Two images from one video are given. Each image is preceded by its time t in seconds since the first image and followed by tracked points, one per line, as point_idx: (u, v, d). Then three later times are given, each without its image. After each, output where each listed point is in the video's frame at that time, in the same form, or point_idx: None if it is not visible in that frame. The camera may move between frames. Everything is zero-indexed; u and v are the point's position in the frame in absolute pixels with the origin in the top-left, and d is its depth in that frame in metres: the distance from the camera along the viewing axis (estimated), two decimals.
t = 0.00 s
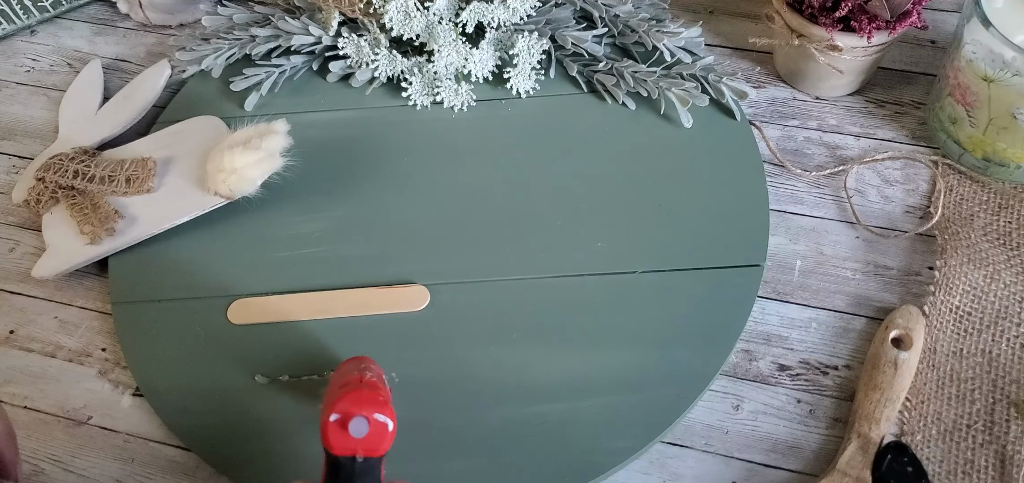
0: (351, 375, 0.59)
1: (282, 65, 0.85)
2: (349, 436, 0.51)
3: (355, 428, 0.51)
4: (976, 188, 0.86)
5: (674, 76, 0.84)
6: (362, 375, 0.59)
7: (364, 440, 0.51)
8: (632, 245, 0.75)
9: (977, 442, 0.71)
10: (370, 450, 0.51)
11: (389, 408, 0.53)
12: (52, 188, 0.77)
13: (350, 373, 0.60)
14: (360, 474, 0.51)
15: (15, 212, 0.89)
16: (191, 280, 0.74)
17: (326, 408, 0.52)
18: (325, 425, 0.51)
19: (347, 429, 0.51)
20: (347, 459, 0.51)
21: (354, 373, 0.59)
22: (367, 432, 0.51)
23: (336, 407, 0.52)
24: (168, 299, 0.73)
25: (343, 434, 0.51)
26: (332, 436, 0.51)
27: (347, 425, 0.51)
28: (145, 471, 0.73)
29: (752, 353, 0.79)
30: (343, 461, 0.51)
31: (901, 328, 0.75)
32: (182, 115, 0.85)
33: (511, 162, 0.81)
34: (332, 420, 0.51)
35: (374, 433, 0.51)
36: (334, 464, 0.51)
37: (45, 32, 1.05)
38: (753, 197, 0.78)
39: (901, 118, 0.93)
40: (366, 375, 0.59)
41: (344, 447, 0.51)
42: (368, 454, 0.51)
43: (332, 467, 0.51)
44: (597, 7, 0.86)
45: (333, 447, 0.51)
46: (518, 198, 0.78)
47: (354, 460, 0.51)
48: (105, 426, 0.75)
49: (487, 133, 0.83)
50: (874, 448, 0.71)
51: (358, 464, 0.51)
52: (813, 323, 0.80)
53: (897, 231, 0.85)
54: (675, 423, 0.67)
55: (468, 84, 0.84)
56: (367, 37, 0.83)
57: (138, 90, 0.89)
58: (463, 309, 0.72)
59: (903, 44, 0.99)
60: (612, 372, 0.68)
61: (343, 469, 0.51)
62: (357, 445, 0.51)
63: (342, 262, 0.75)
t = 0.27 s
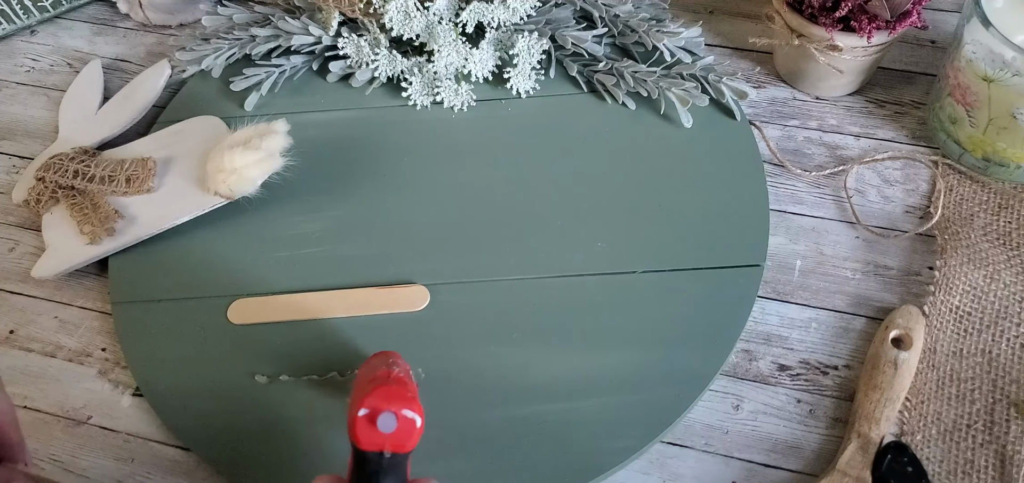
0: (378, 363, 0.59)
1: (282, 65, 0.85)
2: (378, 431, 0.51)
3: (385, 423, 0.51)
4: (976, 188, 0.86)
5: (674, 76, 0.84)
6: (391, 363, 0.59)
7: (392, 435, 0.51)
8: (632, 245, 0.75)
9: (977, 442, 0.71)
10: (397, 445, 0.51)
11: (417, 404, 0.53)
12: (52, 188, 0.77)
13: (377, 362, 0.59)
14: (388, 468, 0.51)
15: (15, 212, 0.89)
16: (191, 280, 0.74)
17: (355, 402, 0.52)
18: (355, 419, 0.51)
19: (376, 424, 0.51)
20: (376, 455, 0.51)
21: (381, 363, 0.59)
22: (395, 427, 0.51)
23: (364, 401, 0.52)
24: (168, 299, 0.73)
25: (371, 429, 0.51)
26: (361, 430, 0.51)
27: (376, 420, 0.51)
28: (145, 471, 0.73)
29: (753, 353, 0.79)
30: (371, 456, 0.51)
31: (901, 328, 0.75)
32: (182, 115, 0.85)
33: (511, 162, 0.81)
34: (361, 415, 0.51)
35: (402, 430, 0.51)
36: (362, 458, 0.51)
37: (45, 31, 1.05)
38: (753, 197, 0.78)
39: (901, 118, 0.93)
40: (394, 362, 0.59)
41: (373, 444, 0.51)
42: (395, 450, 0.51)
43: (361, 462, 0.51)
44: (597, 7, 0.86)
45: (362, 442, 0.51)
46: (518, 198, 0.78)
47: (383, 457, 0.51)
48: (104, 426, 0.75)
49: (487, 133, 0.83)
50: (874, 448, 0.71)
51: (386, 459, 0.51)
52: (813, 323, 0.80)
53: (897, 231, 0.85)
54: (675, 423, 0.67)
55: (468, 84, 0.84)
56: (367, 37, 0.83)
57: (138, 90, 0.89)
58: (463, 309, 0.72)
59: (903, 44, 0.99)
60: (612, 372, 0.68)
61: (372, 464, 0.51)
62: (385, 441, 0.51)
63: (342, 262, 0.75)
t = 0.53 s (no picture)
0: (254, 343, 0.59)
1: (282, 65, 0.85)
2: (315, 313, 0.51)
3: (320, 304, 0.51)
4: (976, 188, 0.86)
5: (674, 76, 0.83)
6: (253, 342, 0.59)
7: (330, 315, 0.52)
8: (632, 245, 0.75)
9: (977, 442, 0.71)
10: (335, 327, 0.52)
11: (349, 287, 0.53)
12: (52, 188, 0.77)
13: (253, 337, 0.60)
14: (328, 348, 0.52)
15: (15, 212, 0.89)
16: (191, 281, 0.74)
17: (289, 291, 0.52)
18: (288, 305, 0.51)
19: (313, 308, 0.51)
20: (315, 337, 0.51)
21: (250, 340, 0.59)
22: (331, 308, 0.52)
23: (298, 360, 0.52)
24: (168, 299, 0.73)
25: (309, 313, 0.51)
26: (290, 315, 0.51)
27: (310, 303, 0.51)
28: (146, 471, 0.73)
29: (752, 353, 0.79)
30: (311, 340, 0.51)
31: (901, 328, 0.75)
32: (182, 115, 0.85)
33: (511, 162, 0.81)
34: (298, 301, 0.51)
35: (338, 309, 0.52)
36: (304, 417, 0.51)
37: (45, 31, 1.05)
38: (753, 198, 0.78)
39: (901, 118, 0.93)
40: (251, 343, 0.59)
41: (310, 372, 0.51)
42: (335, 332, 0.52)
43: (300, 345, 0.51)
44: (597, 7, 0.86)
45: (299, 324, 0.51)
46: (518, 198, 0.78)
47: (321, 363, 0.51)
48: (105, 426, 0.75)
49: (487, 133, 0.83)
50: (874, 448, 0.71)
51: (325, 342, 0.51)
52: (813, 323, 0.80)
53: (897, 231, 0.85)
54: (675, 423, 0.67)
55: (468, 84, 0.84)
56: (367, 37, 0.83)
57: (138, 90, 0.89)
58: (463, 309, 0.72)
59: (903, 44, 0.99)
60: (612, 372, 0.68)
61: (310, 347, 0.51)
62: (323, 322, 0.51)
63: (342, 262, 0.75)
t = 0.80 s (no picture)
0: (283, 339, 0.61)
1: (282, 65, 0.85)
2: (337, 317, 0.52)
3: (342, 309, 0.52)
4: (976, 188, 0.86)
5: (674, 76, 0.84)
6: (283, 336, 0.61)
7: (351, 320, 0.53)
8: (632, 245, 0.75)
9: (977, 442, 0.71)
10: (357, 332, 0.53)
11: (372, 292, 0.54)
12: (52, 188, 0.77)
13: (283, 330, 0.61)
14: (348, 354, 0.53)
15: (15, 212, 0.89)
16: (191, 281, 0.74)
17: (312, 294, 0.54)
18: (310, 309, 0.52)
19: (336, 312, 0.52)
20: (336, 342, 0.52)
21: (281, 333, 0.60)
22: (353, 313, 0.53)
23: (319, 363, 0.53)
24: (168, 299, 0.73)
25: (331, 317, 0.52)
26: (311, 318, 0.52)
27: (332, 308, 0.52)
28: (146, 471, 0.73)
29: (753, 353, 0.79)
30: (332, 344, 0.52)
31: (901, 328, 0.75)
32: (182, 115, 0.85)
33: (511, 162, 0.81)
34: (321, 305, 0.52)
35: (359, 314, 0.53)
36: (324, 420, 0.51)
37: (45, 31, 1.05)
38: (753, 198, 0.78)
39: (901, 118, 0.93)
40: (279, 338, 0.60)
41: (330, 376, 0.52)
42: (355, 336, 0.53)
43: (320, 350, 0.52)
44: (597, 7, 0.86)
45: (321, 329, 0.52)
46: (518, 198, 0.78)
47: (340, 369, 0.52)
48: (105, 426, 0.75)
49: (487, 134, 0.83)
50: (874, 448, 0.71)
51: (346, 347, 0.52)
52: (813, 323, 0.80)
53: (897, 231, 0.85)
54: (675, 423, 0.67)
55: (468, 84, 0.84)
56: (367, 37, 0.83)
57: (138, 90, 0.89)
58: (463, 309, 0.72)
59: (903, 44, 0.99)
60: (612, 372, 0.68)
61: (330, 353, 0.52)
62: (345, 328, 0.52)
63: (342, 262, 0.75)
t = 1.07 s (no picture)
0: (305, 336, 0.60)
1: (282, 65, 0.85)
2: (353, 318, 0.51)
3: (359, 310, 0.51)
4: (976, 187, 0.86)
5: (674, 76, 0.84)
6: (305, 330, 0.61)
7: (368, 322, 0.52)
8: (632, 245, 0.75)
9: (977, 442, 0.71)
10: (373, 334, 0.52)
11: (389, 293, 0.53)
12: (52, 188, 0.77)
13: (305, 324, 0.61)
14: (363, 355, 0.52)
15: (15, 212, 0.89)
16: (191, 281, 0.74)
17: (329, 294, 0.53)
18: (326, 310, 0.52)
19: (352, 313, 0.51)
20: (352, 343, 0.51)
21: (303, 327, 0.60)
22: (370, 315, 0.52)
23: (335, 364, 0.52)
24: (168, 299, 0.73)
25: (347, 319, 0.51)
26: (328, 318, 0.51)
27: (349, 309, 0.51)
28: (146, 471, 0.73)
29: (753, 353, 0.79)
30: (348, 345, 0.51)
31: (901, 328, 0.75)
32: (182, 115, 0.85)
33: (511, 163, 0.81)
34: (337, 305, 0.51)
35: (376, 316, 0.52)
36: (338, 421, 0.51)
37: (45, 31, 1.05)
38: (753, 198, 0.78)
39: (901, 118, 0.93)
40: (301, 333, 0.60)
41: (345, 378, 0.51)
42: (372, 338, 0.52)
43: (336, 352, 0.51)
44: (597, 7, 0.86)
45: (337, 331, 0.51)
46: (518, 198, 0.78)
47: (355, 370, 0.51)
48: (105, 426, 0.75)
49: (487, 134, 0.83)
50: (874, 448, 0.71)
51: (361, 349, 0.51)
52: (813, 323, 0.80)
53: (897, 231, 0.85)
54: (675, 423, 0.67)
55: (468, 84, 0.84)
56: (367, 37, 0.83)
57: (138, 90, 0.89)
58: (463, 309, 0.72)
59: (903, 44, 0.99)
60: (612, 372, 0.68)
61: (345, 354, 0.51)
62: (361, 329, 0.51)
63: (342, 262, 0.75)
